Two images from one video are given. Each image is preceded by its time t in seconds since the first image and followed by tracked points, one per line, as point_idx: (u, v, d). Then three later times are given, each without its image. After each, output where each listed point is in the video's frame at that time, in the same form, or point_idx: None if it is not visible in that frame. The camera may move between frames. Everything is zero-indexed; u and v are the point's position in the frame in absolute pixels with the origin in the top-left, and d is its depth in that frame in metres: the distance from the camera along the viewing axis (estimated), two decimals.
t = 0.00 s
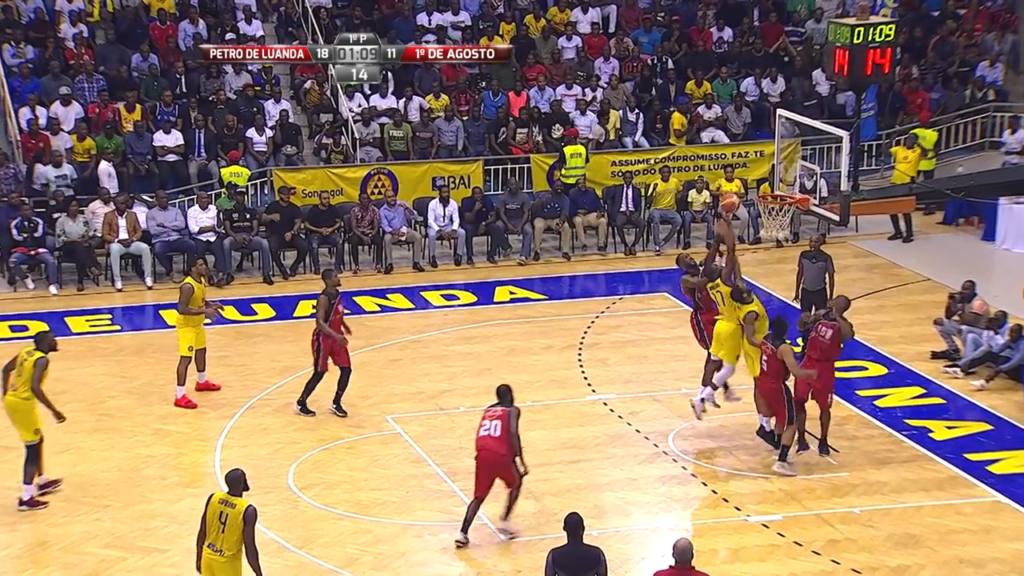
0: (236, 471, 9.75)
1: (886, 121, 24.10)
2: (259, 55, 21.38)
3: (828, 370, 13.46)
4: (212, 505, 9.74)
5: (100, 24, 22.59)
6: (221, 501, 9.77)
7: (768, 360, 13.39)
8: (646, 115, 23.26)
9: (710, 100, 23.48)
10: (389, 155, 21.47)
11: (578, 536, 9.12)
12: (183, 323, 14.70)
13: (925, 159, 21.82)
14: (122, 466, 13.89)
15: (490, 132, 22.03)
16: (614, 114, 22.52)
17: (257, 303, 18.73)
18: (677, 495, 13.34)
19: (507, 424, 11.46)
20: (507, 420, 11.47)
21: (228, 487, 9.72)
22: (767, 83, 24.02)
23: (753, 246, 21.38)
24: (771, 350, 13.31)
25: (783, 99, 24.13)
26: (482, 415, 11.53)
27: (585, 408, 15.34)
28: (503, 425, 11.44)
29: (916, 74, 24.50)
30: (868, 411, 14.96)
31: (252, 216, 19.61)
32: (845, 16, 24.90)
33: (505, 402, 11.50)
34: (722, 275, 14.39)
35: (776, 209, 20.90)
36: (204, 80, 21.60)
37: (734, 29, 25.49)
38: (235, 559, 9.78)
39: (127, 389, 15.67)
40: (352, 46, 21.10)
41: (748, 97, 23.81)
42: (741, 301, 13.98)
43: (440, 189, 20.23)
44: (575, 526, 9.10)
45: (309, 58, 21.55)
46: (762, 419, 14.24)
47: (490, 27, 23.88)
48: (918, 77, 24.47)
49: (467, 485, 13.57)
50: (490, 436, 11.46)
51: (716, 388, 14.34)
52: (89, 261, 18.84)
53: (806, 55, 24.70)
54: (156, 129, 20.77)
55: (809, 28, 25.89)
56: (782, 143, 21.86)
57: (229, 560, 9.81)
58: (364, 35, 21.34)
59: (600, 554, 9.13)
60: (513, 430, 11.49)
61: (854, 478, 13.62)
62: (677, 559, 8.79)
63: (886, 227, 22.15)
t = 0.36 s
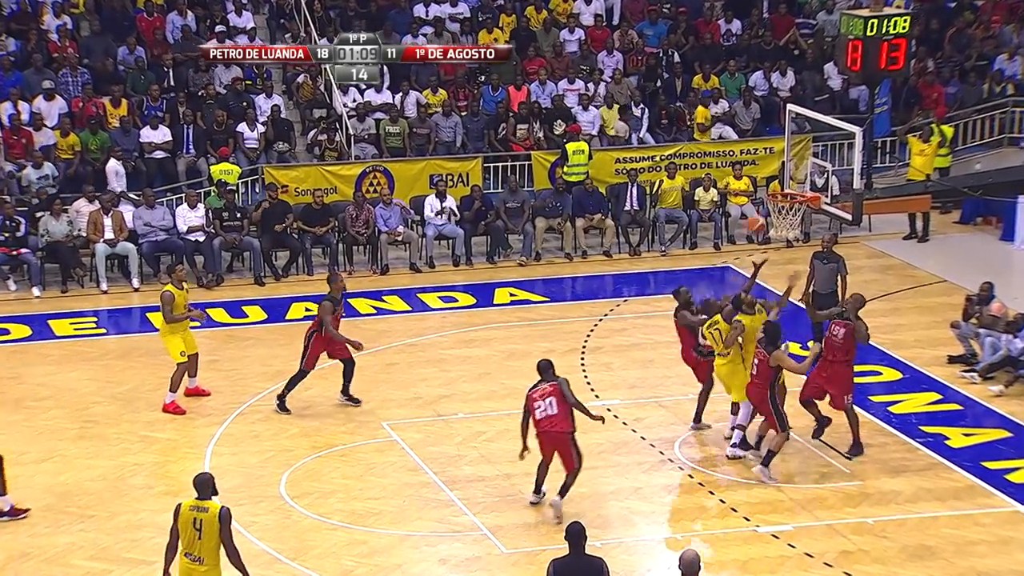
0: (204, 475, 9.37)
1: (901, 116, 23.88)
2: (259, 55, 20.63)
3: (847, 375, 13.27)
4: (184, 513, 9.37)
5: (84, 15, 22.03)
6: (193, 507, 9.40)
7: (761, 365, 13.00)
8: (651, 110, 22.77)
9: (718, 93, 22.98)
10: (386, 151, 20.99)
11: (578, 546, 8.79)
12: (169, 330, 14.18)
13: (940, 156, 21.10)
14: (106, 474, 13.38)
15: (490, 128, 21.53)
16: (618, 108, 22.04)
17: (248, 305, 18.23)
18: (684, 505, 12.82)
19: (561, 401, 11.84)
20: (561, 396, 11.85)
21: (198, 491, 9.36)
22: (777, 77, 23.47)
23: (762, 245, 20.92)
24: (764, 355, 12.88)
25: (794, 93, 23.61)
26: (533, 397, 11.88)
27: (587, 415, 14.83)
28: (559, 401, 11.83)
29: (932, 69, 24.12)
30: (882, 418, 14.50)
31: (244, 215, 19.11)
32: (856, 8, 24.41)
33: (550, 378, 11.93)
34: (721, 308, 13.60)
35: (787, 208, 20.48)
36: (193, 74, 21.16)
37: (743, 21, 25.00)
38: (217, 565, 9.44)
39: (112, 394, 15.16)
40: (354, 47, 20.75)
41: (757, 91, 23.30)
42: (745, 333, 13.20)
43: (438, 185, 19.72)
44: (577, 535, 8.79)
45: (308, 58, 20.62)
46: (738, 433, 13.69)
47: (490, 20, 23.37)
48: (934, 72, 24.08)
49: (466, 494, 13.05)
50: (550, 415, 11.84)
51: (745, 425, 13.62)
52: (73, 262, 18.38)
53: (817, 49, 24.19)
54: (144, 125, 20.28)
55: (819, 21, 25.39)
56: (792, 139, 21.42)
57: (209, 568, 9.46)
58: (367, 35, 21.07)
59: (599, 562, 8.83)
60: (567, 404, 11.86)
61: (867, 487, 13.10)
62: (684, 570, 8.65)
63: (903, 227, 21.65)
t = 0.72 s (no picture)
0: (191, 467, 9.10)
1: (910, 112, 23.46)
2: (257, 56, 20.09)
3: (841, 373, 13.05)
4: (170, 506, 9.12)
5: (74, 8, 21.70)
6: (181, 500, 9.16)
7: (741, 335, 13.07)
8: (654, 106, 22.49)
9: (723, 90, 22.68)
10: (383, 148, 20.77)
11: (579, 550, 8.54)
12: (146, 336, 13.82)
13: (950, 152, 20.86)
14: (97, 478, 13.09)
15: (490, 124, 21.23)
16: (620, 104, 21.75)
17: (242, 305, 17.94)
18: (688, 509, 12.53)
19: (613, 402, 12.00)
20: (614, 397, 12.00)
21: (185, 484, 9.13)
22: (783, 72, 23.16)
23: (768, 244, 20.65)
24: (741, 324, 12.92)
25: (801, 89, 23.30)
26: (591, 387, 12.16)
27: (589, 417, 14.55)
28: (608, 400, 12.03)
29: (942, 62, 23.81)
30: (890, 420, 14.22)
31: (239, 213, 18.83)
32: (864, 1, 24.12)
33: (615, 377, 12.01)
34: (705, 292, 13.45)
35: (793, 205, 20.07)
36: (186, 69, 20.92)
37: (749, 15, 24.70)
38: (209, 558, 9.16)
39: (104, 396, 14.88)
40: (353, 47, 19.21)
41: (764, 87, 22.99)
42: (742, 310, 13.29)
43: (436, 183, 19.42)
44: (577, 540, 8.54)
45: (310, 58, 19.96)
46: (727, 420, 13.71)
47: (490, 15, 23.08)
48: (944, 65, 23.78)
49: (466, 498, 12.75)
50: (598, 410, 12.09)
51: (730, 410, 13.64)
52: (64, 261, 18.12)
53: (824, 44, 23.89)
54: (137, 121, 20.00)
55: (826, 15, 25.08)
56: (799, 136, 21.05)
57: (203, 561, 9.19)
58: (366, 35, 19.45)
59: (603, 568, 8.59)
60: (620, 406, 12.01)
61: (876, 492, 12.81)
62: None
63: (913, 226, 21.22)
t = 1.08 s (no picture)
0: (219, 465, 9.27)
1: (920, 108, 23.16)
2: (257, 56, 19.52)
3: (842, 378, 12.85)
4: (192, 501, 9.29)
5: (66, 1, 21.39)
6: (202, 496, 9.33)
7: (721, 342, 12.84)
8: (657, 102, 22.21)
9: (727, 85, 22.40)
10: (381, 144, 20.48)
11: (579, 554, 8.27)
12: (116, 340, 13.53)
13: (961, 149, 20.55)
14: (87, 481, 12.81)
15: (490, 121, 20.97)
16: (623, 100, 21.45)
17: (237, 305, 17.66)
18: (692, 513, 12.25)
19: (627, 374, 12.22)
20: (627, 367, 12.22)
21: (209, 481, 9.29)
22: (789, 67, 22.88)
23: (773, 242, 20.38)
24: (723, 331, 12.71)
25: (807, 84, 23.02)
26: (602, 364, 12.22)
27: (591, 419, 14.27)
28: (625, 374, 12.20)
29: (950, 57, 23.55)
30: (899, 423, 13.94)
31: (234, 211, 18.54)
32: None
33: (622, 351, 12.17)
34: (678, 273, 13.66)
35: (800, 203, 19.93)
36: (179, 64, 20.58)
37: (754, 9, 24.41)
38: (223, 555, 9.27)
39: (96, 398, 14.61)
40: (352, 46, 18.58)
41: (769, 81, 22.84)
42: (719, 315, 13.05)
43: (435, 181, 19.13)
44: (577, 544, 8.26)
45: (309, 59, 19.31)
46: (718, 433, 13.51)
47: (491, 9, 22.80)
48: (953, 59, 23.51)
49: (466, 502, 12.47)
50: (615, 385, 12.23)
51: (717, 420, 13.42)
52: (55, 260, 17.91)
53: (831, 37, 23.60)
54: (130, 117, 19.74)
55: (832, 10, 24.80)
56: (807, 131, 20.76)
57: (218, 559, 9.31)
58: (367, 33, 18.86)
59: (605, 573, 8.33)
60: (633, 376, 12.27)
61: (885, 495, 12.53)
62: None
63: (922, 225, 20.86)
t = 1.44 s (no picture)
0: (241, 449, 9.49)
1: (921, 108, 23.11)
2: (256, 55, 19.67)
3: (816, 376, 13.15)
4: (216, 485, 9.54)
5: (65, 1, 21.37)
6: (225, 480, 9.58)
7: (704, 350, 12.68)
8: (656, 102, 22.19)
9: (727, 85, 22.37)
10: (380, 144, 20.44)
11: (580, 555, 8.23)
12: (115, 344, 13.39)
13: (961, 149, 20.51)
14: (85, 482, 12.77)
15: (489, 120, 20.95)
16: (623, 100, 21.42)
17: (236, 305, 17.62)
18: (692, 514, 12.22)
19: (620, 357, 12.61)
20: (621, 350, 12.61)
21: (231, 465, 9.51)
22: (789, 67, 22.85)
23: (773, 242, 20.36)
24: (707, 336, 12.63)
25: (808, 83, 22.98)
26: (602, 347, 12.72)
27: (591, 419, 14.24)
28: (620, 357, 12.63)
29: (951, 57, 23.53)
30: (899, 423, 13.91)
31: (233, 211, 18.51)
32: None
33: (621, 333, 12.68)
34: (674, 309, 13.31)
35: (800, 203, 19.91)
36: (177, 63, 20.48)
37: (754, 9, 24.39)
38: (248, 538, 9.61)
39: (94, 398, 14.57)
40: (352, 47, 18.59)
41: (767, 80, 22.77)
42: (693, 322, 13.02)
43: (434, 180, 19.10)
44: (578, 544, 8.22)
45: (310, 58, 19.34)
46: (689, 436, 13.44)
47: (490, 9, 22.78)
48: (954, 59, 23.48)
49: (466, 503, 12.43)
50: (610, 367, 12.66)
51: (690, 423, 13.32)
52: (53, 260, 17.88)
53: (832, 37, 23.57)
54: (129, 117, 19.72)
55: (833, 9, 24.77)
56: (807, 131, 20.73)
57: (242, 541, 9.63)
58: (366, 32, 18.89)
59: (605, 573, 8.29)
60: (628, 361, 12.62)
61: (885, 496, 12.49)
62: None
63: (923, 225, 20.82)
